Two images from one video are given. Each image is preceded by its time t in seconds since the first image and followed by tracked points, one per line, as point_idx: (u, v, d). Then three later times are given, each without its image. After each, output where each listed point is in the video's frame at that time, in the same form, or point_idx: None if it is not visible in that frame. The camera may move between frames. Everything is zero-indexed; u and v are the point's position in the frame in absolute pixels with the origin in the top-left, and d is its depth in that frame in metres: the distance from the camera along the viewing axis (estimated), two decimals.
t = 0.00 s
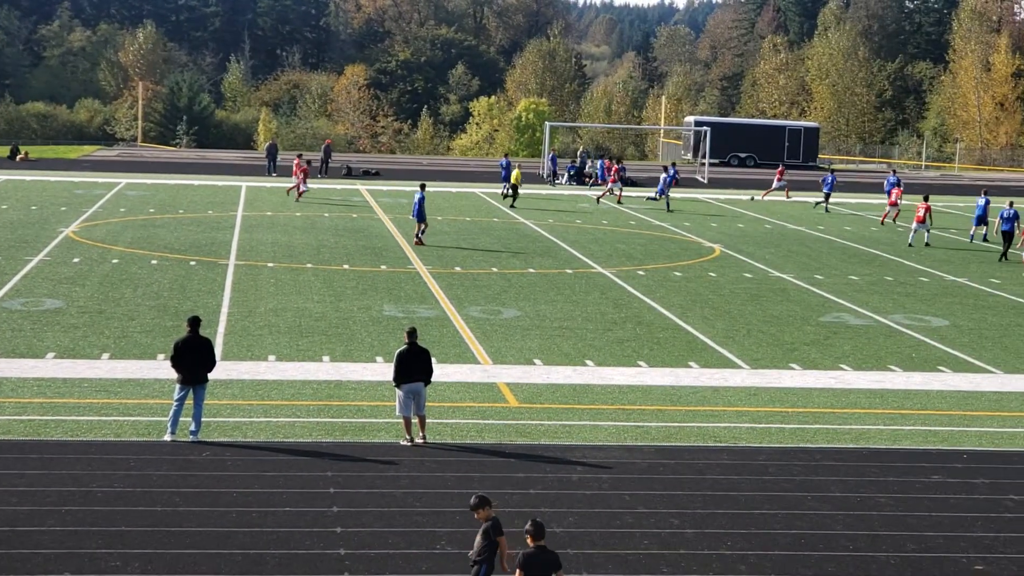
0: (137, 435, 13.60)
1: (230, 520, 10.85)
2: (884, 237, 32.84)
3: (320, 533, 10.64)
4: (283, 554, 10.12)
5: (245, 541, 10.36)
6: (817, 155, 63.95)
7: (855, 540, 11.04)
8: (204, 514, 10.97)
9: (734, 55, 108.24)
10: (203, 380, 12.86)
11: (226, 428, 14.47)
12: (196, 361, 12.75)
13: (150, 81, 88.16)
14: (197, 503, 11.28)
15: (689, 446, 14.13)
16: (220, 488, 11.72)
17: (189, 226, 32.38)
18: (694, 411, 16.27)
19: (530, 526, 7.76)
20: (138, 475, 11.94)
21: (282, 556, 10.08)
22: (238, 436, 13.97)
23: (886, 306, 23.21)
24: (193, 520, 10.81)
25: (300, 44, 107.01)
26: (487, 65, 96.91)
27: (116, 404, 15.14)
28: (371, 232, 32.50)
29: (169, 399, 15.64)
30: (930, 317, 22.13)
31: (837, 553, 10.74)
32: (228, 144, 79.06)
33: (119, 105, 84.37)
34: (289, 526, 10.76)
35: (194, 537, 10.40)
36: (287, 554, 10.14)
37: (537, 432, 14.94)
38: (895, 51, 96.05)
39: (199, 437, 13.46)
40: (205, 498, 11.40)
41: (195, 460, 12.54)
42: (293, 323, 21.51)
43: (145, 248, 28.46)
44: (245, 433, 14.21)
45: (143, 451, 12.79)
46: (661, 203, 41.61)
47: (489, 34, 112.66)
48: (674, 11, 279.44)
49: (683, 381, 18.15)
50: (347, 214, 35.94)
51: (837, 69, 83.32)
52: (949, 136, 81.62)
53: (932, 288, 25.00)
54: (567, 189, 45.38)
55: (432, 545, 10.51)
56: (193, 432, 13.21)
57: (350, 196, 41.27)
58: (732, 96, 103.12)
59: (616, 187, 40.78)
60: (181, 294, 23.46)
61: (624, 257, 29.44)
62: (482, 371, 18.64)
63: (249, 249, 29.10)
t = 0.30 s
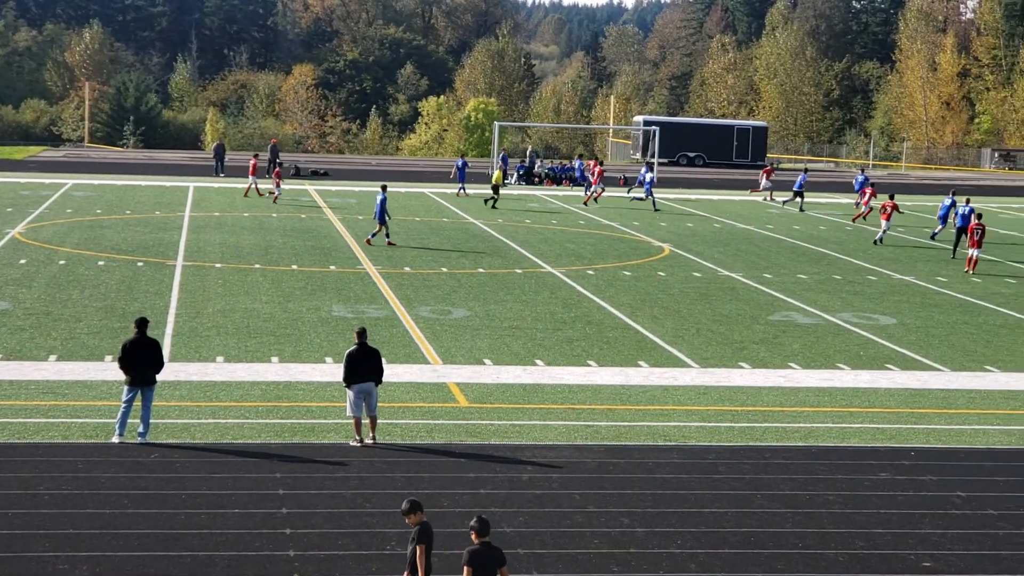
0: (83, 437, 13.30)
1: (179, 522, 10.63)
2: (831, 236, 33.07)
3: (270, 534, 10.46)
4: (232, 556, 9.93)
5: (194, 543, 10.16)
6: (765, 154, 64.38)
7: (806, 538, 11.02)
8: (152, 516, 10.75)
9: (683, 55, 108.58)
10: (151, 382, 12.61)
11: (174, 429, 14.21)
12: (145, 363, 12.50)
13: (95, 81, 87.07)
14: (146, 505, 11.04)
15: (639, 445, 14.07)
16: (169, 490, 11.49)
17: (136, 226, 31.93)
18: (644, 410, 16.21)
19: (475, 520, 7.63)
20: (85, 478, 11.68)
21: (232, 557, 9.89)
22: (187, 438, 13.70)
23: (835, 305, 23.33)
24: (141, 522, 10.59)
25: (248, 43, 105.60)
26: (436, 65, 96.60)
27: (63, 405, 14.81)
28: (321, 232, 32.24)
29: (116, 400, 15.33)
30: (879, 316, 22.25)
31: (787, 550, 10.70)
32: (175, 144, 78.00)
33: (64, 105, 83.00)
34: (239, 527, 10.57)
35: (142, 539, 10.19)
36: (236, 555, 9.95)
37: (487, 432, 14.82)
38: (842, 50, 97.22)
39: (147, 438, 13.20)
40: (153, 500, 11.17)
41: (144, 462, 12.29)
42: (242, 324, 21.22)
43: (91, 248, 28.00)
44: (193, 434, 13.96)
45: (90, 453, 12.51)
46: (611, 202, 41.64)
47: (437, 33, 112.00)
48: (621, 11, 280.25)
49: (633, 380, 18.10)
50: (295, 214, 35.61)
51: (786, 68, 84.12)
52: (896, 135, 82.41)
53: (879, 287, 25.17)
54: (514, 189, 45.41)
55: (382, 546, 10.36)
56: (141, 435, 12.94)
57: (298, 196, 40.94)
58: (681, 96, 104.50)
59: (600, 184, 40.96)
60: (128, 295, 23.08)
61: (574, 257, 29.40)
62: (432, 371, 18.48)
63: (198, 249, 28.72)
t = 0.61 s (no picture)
0: (30, 439, 13.03)
1: (127, 525, 10.43)
2: (780, 236, 33.29)
3: (218, 536, 10.29)
4: (181, 558, 9.75)
5: (143, 546, 9.97)
6: (715, 155, 64.76)
7: (757, 537, 11.00)
8: (100, 519, 10.54)
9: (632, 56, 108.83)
10: (101, 383, 12.35)
11: (123, 432, 13.96)
12: (94, 365, 12.24)
13: (42, 81, 85.60)
14: (94, 507, 10.82)
15: (588, 446, 14.03)
16: (117, 492, 11.27)
17: (83, 228, 31.47)
18: (594, 410, 16.18)
19: (410, 519, 7.79)
20: (32, 480, 11.43)
21: (181, 560, 9.71)
22: (135, 440, 13.46)
23: (785, 305, 23.44)
24: (89, 525, 10.38)
25: (196, 44, 104.51)
26: (386, 65, 96.19)
27: (9, 409, 14.50)
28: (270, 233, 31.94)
29: (64, 403, 15.03)
30: (828, 316, 22.36)
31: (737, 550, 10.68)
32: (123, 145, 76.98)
33: (9, 106, 81.62)
34: (188, 530, 10.37)
35: (90, 542, 9.99)
36: (185, 558, 9.77)
37: (437, 433, 14.70)
38: (791, 51, 97.79)
39: (96, 440, 12.95)
40: (101, 503, 10.94)
41: (92, 465, 12.04)
42: (190, 326, 20.92)
43: (37, 249, 27.55)
44: (142, 436, 13.71)
45: (35, 456, 12.24)
46: (561, 203, 41.66)
47: (387, 34, 111.33)
48: (570, 11, 280.85)
49: (583, 381, 18.06)
50: (243, 215, 35.28)
51: (735, 69, 84.69)
52: (845, 136, 83.45)
53: (828, 287, 25.34)
54: (462, 189, 45.44)
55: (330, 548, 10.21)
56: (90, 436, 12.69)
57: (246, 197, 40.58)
58: (631, 97, 104.98)
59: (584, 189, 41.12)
60: (76, 296, 22.68)
61: (524, 258, 29.35)
62: (381, 373, 18.30)
63: (146, 251, 28.33)
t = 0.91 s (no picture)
0: None
1: (45, 530, 10.09)
2: (703, 237, 33.54)
3: (139, 540, 9.99)
4: (100, 564, 9.43)
5: (60, 552, 9.65)
6: (638, 156, 65.15)
7: (680, 537, 10.96)
8: (18, 525, 10.18)
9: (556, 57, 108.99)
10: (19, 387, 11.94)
11: (40, 435, 13.54)
12: (13, 369, 11.82)
13: None
14: (10, 513, 10.45)
15: (513, 446, 13.92)
16: (35, 496, 10.91)
17: None
18: (518, 410, 16.11)
19: (325, 514, 7.60)
20: None
21: (99, 566, 9.39)
22: (54, 444, 13.06)
23: (709, 305, 23.56)
24: (4, 531, 10.02)
25: (115, 43, 102.15)
26: (307, 66, 95.41)
27: None
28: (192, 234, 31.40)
29: None
30: (750, 317, 22.51)
31: (660, 550, 10.62)
32: (40, 145, 75.27)
33: None
34: (108, 534, 10.06)
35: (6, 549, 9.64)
36: (105, 563, 9.46)
37: (361, 435, 14.47)
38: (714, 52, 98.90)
39: (13, 444, 12.53)
40: (17, 508, 10.58)
41: (9, 470, 11.65)
42: (110, 328, 20.40)
43: None
44: (62, 439, 13.32)
45: None
46: (485, 203, 41.56)
47: (310, 34, 110.29)
48: (494, 11, 281.45)
49: (507, 381, 17.96)
50: (165, 216, 34.68)
51: (658, 70, 85.70)
52: (767, 137, 84.65)
53: (751, 287, 25.52)
54: (386, 189, 45.19)
55: (253, 550, 9.95)
56: (8, 440, 12.27)
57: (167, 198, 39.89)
58: (555, 99, 105.35)
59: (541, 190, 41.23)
60: None
61: (449, 258, 29.18)
62: (304, 374, 18.01)
63: (64, 252, 27.64)
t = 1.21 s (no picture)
0: None
1: None
2: (589, 237, 33.68)
3: (16, 545, 9.54)
4: None
5: None
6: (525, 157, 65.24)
7: (568, 537, 10.79)
8: None
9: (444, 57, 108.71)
10: None
11: None
12: None
13: None
14: None
15: (400, 447, 13.65)
16: None
17: None
18: (405, 411, 15.86)
19: (207, 511, 7.52)
20: None
21: None
22: None
23: (596, 306, 23.60)
24: None
25: None
26: (191, 64, 93.59)
27: None
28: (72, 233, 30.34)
29: None
30: (637, 317, 22.58)
31: (547, 549, 10.45)
32: None
33: None
34: None
35: None
36: None
37: (246, 437, 14.04)
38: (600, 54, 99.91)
39: None
40: None
41: None
42: None
43: None
44: None
45: None
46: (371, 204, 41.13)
47: (193, 31, 107.91)
48: (380, 11, 279.89)
49: (394, 382, 17.68)
50: (45, 215, 33.49)
51: (545, 71, 85.93)
52: (653, 138, 85.73)
53: (638, 287, 25.66)
54: (271, 189, 44.40)
55: (136, 553, 9.54)
56: None
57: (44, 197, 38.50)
58: (442, 99, 105.17)
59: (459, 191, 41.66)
60: None
61: (334, 258, 28.75)
62: (187, 376, 17.45)
63: None
